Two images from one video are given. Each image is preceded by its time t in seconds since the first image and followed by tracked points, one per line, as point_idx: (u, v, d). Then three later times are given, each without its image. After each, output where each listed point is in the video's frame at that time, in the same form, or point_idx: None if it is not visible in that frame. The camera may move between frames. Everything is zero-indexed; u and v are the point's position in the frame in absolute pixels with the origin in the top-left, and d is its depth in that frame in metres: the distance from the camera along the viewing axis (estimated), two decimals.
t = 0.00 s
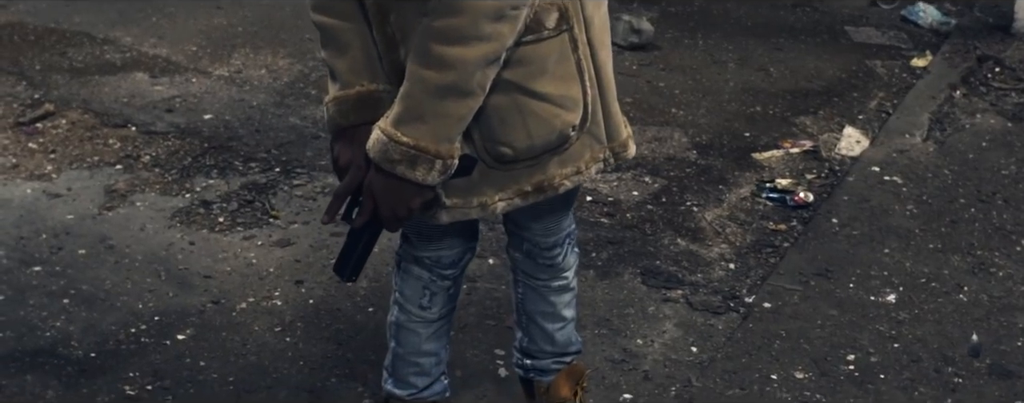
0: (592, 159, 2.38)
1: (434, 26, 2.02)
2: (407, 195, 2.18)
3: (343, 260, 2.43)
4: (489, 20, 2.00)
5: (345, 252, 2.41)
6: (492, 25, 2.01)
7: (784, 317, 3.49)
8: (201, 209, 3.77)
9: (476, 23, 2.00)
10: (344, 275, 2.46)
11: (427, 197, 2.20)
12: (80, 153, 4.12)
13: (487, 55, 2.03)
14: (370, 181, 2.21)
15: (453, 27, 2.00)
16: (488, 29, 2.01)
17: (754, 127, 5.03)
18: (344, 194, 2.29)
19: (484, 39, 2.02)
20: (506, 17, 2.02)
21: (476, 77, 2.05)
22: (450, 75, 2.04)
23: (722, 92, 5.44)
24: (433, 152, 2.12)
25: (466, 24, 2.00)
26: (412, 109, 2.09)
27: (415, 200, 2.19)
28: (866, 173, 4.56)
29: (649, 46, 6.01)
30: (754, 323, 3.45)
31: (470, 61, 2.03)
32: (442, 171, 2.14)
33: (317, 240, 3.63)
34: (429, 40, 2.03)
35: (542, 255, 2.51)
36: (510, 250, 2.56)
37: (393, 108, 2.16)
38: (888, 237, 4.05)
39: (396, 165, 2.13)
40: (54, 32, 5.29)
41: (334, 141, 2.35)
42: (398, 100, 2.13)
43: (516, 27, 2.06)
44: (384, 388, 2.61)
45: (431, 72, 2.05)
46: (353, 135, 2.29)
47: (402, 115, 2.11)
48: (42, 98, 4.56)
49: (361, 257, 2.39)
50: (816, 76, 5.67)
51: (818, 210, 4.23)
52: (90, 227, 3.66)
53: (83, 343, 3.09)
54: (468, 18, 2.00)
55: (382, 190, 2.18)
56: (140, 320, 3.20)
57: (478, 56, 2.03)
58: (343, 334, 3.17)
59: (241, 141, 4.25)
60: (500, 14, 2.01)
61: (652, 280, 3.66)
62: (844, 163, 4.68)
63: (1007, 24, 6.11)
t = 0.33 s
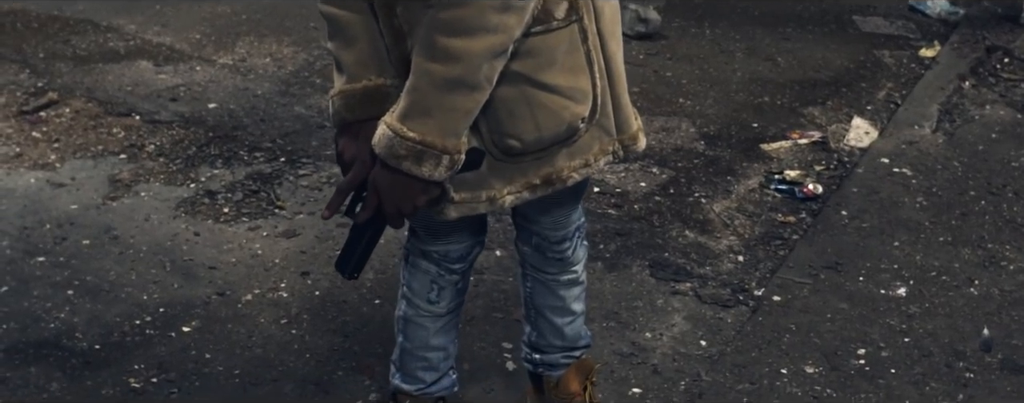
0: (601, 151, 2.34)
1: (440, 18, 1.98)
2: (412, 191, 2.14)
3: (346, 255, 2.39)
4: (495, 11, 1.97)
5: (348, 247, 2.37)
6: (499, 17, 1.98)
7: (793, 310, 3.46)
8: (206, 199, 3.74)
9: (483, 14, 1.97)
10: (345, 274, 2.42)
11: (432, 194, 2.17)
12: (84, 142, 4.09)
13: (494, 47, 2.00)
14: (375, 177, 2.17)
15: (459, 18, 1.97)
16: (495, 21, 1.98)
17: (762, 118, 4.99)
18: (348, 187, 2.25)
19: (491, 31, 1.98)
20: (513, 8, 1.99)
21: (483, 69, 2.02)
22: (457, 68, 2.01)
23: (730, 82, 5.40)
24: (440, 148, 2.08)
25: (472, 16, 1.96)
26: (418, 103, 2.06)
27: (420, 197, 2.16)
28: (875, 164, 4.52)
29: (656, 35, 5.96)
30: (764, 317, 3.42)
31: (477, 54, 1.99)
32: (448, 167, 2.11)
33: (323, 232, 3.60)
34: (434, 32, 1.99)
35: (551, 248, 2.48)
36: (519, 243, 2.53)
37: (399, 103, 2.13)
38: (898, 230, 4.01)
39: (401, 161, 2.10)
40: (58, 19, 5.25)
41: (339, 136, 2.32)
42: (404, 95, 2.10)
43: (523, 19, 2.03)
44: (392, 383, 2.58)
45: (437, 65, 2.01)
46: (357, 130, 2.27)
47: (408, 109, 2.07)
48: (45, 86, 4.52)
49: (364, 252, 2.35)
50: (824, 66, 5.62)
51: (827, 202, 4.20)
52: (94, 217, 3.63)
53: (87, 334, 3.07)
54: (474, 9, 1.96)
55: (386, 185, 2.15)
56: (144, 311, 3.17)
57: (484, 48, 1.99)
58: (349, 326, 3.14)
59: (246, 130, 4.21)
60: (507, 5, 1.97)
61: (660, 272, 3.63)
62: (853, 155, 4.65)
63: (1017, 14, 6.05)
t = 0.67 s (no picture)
0: (611, 141, 2.31)
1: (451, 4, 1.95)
2: (421, 183, 2.12)
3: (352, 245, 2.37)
4: None
5: (354, 237, 2.34)
6: (512, 3, 1.94)
7: (805, 301, 3.43)
8: (212, 187, 3.72)
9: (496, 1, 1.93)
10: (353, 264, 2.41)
11: (441, 186, 2.15)
12: (90, 129, 4.07)
13: (507, 34, 1.96)
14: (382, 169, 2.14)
15: (471, 4, 1.93)
16: (507, 7, 1.94)
17: (772, 106, 4.95)
18: (353, 178, 2.21)
19: (504, 18, 1.95)
20: None
21: (495, 58, 1.98)
22: (469, 56, 1.97)
23: (739, 69, 5.35)
24: (451, 138, 2.05)
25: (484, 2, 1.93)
26: (428, 92, 2.02)
27: (429, 190, 2.14)
28: (885, 153, 4.48)
29: (664, 22, 5.92)
30: (775, 307, 3.39)
31: (489, 41, 1.96)
32: (458, 157, 2.08)
33: (330, 221, 3.57)
34: (445, 19, 1.95)
35: (562, 240, 2.44)
36: (529, 235, 2.49)
37: (408, 92, 2.10)
38: (909, 220, 3.98)
39: (410, 151, 2.07)
40: (62, 5, 5.22)
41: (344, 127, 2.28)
42: (413, 83, 2.07)
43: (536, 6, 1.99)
44: (401, 375, 2.56)
45: (448, 52, 1.98)
46: (364, 121, 2.24)
47: (418, 98, 2.04)
48: (50, 73, 4.49)
49: (371, 243, 2.32)
50: (834, 53, 5.57)
51: (837, 191, 4.16)
52: (100, 205, 3.60)
53: (94, 325, 3.05)
54: None
55: (393, 177, 2.11)
56: (151, 301, 3.15)
57: (497, 36, 1.96)
58: (357, 317, 3.12)
59: (252, 117, 4.19)
60: None
61: (670, 262, 3.60)
62: (864, 143, 4.61)
63: None
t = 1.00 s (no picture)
0: (624, 125, 2.28)
1: None
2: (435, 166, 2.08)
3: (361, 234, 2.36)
4: None
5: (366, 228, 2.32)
6: None
7: (817, 289, 3.41)
8: (220, 174, 3.69)
9: None
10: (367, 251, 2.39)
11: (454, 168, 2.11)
12: (97, 115, 4.04)
13: (520, 14, 1.93)
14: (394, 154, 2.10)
15: None
16: None
17: (783, 92, 4.91)
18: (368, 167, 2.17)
19: None
20: None
21: (508, 37, 1.95)
22: (481, 36, 1.94)
23: (750, 55, 5.31)
24: (463, 118, 2.02)
25: None
26: (440, 71, 1.99)
27: (443, 172, 2.10)
28: (898, 140, 4.44)
29: (675, 8, 5.87)
30: (787, 296, 3.36)
31: (501, 20, 1.92)
32: (470, 139, 2.05)
33: (339, 207, 3.55)
34: None
35: (575, 229, 2.41)
36: (541, 224, 2.46)
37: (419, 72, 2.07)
38: (922, 208, 3.94)
39: (421, 131, 2.04)
40: None
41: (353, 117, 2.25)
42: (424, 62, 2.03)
43: None
44: (412, 365, 2.54)
45: (460, 31, 1.94)
46: (375, 109, 2.20)
47: (429, 78, 2.01)
48: (57, 58, 4.46)
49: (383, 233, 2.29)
50: (845, 39, 5.52)
51: (849, 178, 4.12)
52: (108, 191, 3.58)
53: (102, 312, 3.03)
54: None
55: (407, 159, 2.08)
56: (160, 288, 3.14)
57: (510, 15, 1.93)
58: (367, 305, 3.10)
59: (261, 103, 4.16)
60: None
61: (682, 250, 3.57)
62: (876, 130, 4.56)
63: None
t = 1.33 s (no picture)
0: (635, 103, 2.24)
1: None
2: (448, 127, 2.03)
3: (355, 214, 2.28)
4: None
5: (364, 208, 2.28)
6: None
7: (829, 275, 3.38)
8: (228, 159, 3.67)
9: None
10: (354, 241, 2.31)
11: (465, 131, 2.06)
12: (104, 99, 4.02)
13: None
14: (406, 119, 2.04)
15: None
16: None
17: (793, 76, 4.87)
18: (363, 167, 2.10)
19: None
20: None
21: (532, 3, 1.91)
22: None
23: (760, 38, 5.27)
24: (479, 80, 1.97)
25: None
26: (459, 30, 1.94)
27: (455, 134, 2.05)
28: (910, 124, 4.40)
29: None
30: (799, 282, 3.34)
31: None
32: (484, 103, 2.00)
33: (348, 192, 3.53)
34: None
35: (589, 215, 2.39)
36: (554, 210, 2.43)
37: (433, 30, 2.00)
38: (935, 193, 3.90)
39: (436, 92, 1.98)
40: None
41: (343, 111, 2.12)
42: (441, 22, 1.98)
43: None
44: (423, 352, 2.52)
45: None
46: (367, 105, 2.08)
47: (447, 38, 1.95)
48: (64, 42, 4.44)
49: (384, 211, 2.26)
50: (856, 22, 5.47)
51: (861, 163, 4.09)
52: (116, 177, 3.57)
53: (110, 299, 3.02)
54: None
55: (420, 115, 2.02)
56: (168, 275, 3.12)
57: None
58: (376, 291, 3.09)
59: (268, 87, 4.14)
60: None
61: (693, 235, 3.55)
62: (887, 114, 4.51)
63: None
